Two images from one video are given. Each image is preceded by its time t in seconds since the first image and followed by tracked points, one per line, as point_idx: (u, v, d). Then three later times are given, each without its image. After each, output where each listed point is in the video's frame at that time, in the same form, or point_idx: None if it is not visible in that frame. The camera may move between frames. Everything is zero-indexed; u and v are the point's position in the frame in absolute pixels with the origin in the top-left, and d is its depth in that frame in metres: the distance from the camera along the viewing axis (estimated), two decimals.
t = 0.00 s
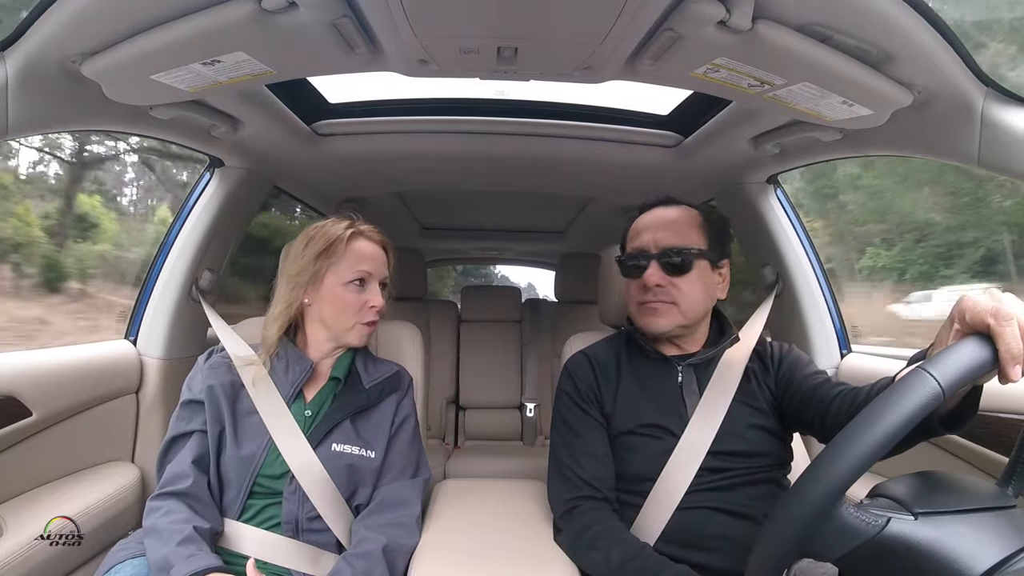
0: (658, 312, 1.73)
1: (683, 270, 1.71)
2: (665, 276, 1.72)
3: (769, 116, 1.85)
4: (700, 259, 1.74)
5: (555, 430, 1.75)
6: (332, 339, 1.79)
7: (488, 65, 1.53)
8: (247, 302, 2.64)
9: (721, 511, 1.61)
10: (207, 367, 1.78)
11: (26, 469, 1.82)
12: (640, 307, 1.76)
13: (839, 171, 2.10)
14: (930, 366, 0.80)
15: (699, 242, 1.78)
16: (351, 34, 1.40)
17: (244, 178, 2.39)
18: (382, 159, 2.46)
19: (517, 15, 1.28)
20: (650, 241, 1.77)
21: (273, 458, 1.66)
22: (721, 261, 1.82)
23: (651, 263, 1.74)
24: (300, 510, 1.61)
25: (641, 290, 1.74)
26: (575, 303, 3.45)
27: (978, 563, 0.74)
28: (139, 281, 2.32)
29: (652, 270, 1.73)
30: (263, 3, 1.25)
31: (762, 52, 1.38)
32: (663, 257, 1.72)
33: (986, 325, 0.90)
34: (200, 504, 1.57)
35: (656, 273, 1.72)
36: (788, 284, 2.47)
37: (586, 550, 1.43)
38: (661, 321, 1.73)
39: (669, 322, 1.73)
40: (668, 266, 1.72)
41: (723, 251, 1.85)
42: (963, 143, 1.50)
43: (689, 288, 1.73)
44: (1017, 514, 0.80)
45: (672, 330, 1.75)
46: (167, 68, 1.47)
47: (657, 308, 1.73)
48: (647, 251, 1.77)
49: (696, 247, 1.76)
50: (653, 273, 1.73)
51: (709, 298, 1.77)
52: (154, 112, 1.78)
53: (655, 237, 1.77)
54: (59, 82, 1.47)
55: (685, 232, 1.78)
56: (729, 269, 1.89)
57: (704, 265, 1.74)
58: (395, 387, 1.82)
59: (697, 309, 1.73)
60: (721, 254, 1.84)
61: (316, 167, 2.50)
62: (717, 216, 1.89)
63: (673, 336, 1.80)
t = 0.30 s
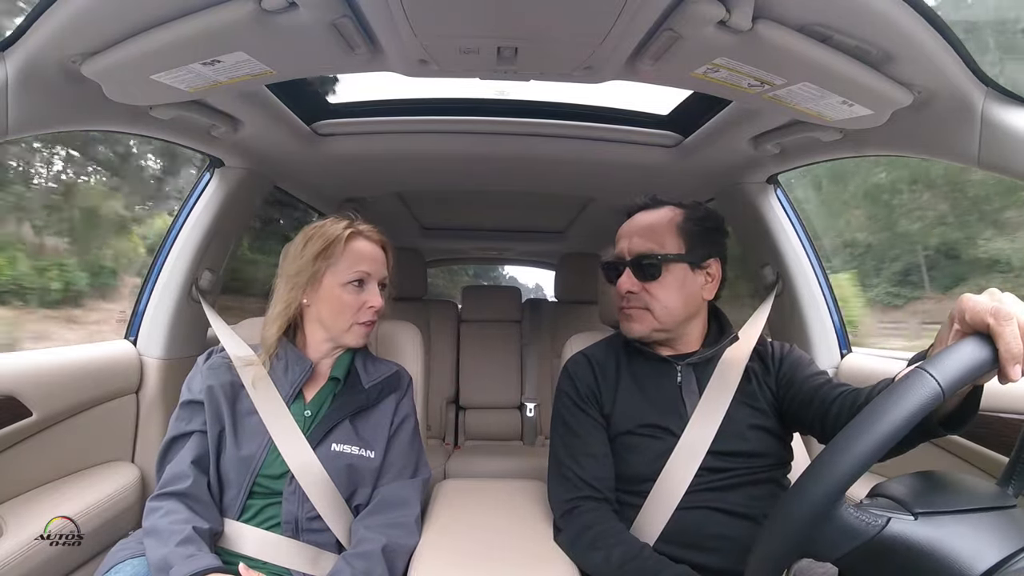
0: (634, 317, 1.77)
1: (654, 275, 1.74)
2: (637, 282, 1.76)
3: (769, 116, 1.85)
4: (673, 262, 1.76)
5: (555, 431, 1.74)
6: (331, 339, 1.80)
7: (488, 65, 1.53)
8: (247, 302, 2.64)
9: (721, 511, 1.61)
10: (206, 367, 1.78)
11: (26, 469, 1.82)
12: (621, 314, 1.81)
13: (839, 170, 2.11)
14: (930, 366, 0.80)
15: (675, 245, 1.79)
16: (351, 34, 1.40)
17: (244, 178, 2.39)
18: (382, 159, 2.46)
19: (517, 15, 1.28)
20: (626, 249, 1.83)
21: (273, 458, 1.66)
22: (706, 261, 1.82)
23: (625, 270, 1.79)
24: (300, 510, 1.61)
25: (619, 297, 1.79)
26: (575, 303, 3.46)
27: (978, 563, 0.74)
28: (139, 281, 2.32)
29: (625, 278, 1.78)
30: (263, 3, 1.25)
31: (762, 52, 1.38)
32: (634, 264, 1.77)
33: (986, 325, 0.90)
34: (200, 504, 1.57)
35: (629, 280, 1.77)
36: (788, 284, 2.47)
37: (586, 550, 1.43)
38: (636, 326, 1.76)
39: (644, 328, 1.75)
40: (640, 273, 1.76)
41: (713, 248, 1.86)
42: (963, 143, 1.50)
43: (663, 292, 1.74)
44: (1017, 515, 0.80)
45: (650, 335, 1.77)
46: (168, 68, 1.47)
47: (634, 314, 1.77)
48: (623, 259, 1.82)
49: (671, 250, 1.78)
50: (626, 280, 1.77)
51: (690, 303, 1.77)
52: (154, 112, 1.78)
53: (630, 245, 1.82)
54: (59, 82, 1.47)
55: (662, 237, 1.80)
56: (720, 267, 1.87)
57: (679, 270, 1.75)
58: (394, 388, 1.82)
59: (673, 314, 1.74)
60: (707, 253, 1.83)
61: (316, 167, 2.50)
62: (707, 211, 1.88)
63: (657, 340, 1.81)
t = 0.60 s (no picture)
0: (639, 313, 1.75)
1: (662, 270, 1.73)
2: (643, 278, 1.74)
3: (769, 116, 1.85)
4: (678, 258, 1.75)
5: (555, 431, 1.75)
6: (326, 338, 1.80)
7: (488, 65, 1.53)
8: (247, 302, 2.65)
9: (721, 511, 1.61)
10: (206, 367, 1.78)
11: (26, 469, 1.82)
12: (625, 310, 1.79)
13: (840, 170, 2.11)
14: (929, 366, 0.80)
15: (679, 242, 1.79)
16: (351, 34, 1.40)
17: (244, 178, 2.39)
18: (382, 159, 2.46)
19: (517, 15, 1.28)
20: (630, 245, 1.82)
21: (272, 458, 1.66)
22: (706, 259, 1.82)
23: (630, 266, 1.77)
24: (300, 510, 1.62)
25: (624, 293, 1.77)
26: (575, 303, 3.46)
27: (978, 563, 0.74)
28: (139, 281, 2.32)
29: (631, 273, 1.76)
30: (263, 3, 1.25)
31: (762, 52, 1.38)
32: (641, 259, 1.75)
33: (985, 325, 0.89)
34: (200, 504, 1.57)
35: (634, 275, 1.75)
36: (788, 284, 2.47)
37: (586, 551, 1.43)
38: (642, 322, 1.74)
39: (650, 324, 1.74)
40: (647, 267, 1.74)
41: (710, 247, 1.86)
42: (963, 143, 1.50)
43: (669, 288, 1.73)
44: (1017, 514, 0.80)
45: (655, 331, 1.75)
46: (168, 68, 1.47)
47: (639, 310, 1.75)
48: (627, 255, 1.81)
49: (676, 247, 1.78)
50: (631, 276, 1.76)
51: (692, 299, 1.77)
52: (154, 112, 1.78)
53: (634, 241, 1.81)
54: (59, 82, 1.47)
55: (665, 234, 1.80)
56: (718, 265, 1.88)
57: (683, 265, 1.75)
58: (394, 387, 1.82)
59: (678, 309, 1.73)
60: (706, 252, 1.84)
61: (316, 167, 2.50)
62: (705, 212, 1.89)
63: (660, 337, 1.80)
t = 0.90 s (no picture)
0: (687, 301, 1.70)
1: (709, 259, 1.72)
2: (694, 265, 1.71)
3: (769, 116, 1.85)
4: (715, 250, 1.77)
5: (555, 432, 1.75)
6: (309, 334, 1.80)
7: (488, 65, 1.53)
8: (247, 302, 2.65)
9: (721, 511, 1.61)
10: (205, 367, 1.78)
11: (26, 469, 1.82)
12: (667, 299, 1.72)
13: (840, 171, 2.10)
14: (928, 367, 0.80)
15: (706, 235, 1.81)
16: (351, 34, 1.40)
17: (244, 178, 2.39)
18: (381, 159, 2.46)
19: (517, 15, 1.28)
20: (668, 232, 1.78)
21: (272, 458, 1.66)
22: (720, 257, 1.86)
23: (678, 252, 1.71)
24: (300, 510, 1.62)
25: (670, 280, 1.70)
26: (575, 303, 3.46)
27: (977, 563, 0.74)
28: (139, 281, 2.32)
29: (679, 260, 1.70)
30: (263, 3, 1.25)
31: (762, 52, 1.38)
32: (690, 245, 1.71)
33: (984, 326, 0.89)
34: (199, 504, 1.57)
35: (684, 262, 1.70)
36: (789, 284, 2.47)
37: (586, 551, 1.43)
38: (688, 310, 1.70)
39: (695, 312, 1.71)
40: (696, 254, 1.70)
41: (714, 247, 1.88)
42: (963, 143, 1.50)
43: (710, 278, 1.74)
44: (1017, 514, 0.80)
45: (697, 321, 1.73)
46: (168, 68, 1.47)
47: (687, 297, 1.70)
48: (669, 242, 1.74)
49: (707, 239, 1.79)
50: (680, 262, 1.70)
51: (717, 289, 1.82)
52: (154, 112, 1.78)
53: (671, 229, 1.78)
54: (59, 82, 1.47)
55: (695, 226, 1.80)
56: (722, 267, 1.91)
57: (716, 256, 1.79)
58: (394, 387, 1.82)
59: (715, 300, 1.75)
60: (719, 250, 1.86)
61: (316, 167, 2.50)
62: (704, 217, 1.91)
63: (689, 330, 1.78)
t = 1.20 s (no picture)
0: (691, 298, 1.70)
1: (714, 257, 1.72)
2: (699, 263, 1.71)
3: (769, 116, 1.85)
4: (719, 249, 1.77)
5: (555, 431, 1.75)
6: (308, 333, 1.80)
7: (488, 65, 1.53)
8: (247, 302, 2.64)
9: (721, 511, 1.61)
10: (205, 366, 1.78)
11: (26, 469, 1.82)
12: (671, 296, 1.71)
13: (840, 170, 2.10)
14: (932, 364, 0.80)
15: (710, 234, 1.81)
16: (351, 34, 1.40)
17: (244, 178, 2.39)
18: (381, 159, 2.46)
19: (517, 15, 1.28)
20: (674, 230, 1.78)
21: (272, 457, 1.66)
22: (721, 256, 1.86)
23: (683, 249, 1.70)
24: (299, 510, 1.62)
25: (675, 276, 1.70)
26: (575, 303, 3.46)
27: (978, 562, 0.74)
28: (139, 281, 2.32)
29: (684, 257, 1.70)
30: (264, 3, 1.25)
31: (762, 52, 1.38)
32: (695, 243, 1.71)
33: (987, 324, 0.89)
34: (199, 504, 1.57)
35: (690, 259, 1.70)
36: (788, 284, 2.47)
37: (586, 551, 1.43)
38: (693, 307, 1.70)
39: (699, 308, 1.71)
40: (701, 253, 1.70)
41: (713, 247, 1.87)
42: (963, 143, 1.50)
43: (714, 276, 1.74)
44: (1018, 514, 0.80)
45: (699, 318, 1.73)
46: (168, 68, 1.47)
47: (691, 294, 1.70)
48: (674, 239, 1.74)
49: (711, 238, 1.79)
50: (686, 259, 1.69)
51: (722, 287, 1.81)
52: (154, 112, 1.78)
53: (677, 228, 1.78)
54: (59, 82, 1.47)
55: (699, 225, 1.80)
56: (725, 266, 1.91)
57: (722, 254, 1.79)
58: (394, 387, 1.82)
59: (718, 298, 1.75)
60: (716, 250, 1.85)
61: (316, 167, 2.50)
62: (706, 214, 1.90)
63: (691, 328, 1.78)
